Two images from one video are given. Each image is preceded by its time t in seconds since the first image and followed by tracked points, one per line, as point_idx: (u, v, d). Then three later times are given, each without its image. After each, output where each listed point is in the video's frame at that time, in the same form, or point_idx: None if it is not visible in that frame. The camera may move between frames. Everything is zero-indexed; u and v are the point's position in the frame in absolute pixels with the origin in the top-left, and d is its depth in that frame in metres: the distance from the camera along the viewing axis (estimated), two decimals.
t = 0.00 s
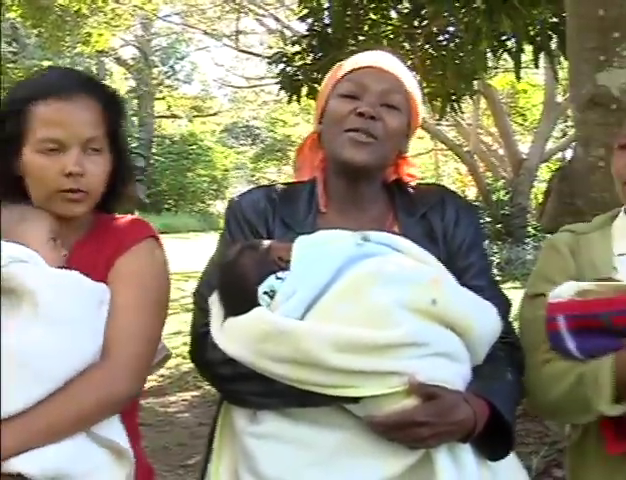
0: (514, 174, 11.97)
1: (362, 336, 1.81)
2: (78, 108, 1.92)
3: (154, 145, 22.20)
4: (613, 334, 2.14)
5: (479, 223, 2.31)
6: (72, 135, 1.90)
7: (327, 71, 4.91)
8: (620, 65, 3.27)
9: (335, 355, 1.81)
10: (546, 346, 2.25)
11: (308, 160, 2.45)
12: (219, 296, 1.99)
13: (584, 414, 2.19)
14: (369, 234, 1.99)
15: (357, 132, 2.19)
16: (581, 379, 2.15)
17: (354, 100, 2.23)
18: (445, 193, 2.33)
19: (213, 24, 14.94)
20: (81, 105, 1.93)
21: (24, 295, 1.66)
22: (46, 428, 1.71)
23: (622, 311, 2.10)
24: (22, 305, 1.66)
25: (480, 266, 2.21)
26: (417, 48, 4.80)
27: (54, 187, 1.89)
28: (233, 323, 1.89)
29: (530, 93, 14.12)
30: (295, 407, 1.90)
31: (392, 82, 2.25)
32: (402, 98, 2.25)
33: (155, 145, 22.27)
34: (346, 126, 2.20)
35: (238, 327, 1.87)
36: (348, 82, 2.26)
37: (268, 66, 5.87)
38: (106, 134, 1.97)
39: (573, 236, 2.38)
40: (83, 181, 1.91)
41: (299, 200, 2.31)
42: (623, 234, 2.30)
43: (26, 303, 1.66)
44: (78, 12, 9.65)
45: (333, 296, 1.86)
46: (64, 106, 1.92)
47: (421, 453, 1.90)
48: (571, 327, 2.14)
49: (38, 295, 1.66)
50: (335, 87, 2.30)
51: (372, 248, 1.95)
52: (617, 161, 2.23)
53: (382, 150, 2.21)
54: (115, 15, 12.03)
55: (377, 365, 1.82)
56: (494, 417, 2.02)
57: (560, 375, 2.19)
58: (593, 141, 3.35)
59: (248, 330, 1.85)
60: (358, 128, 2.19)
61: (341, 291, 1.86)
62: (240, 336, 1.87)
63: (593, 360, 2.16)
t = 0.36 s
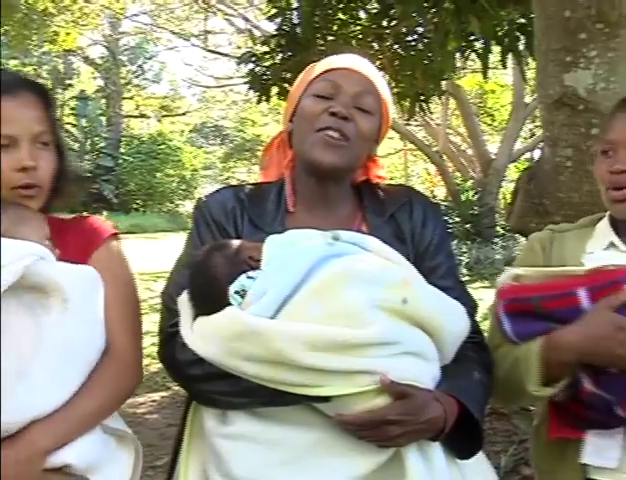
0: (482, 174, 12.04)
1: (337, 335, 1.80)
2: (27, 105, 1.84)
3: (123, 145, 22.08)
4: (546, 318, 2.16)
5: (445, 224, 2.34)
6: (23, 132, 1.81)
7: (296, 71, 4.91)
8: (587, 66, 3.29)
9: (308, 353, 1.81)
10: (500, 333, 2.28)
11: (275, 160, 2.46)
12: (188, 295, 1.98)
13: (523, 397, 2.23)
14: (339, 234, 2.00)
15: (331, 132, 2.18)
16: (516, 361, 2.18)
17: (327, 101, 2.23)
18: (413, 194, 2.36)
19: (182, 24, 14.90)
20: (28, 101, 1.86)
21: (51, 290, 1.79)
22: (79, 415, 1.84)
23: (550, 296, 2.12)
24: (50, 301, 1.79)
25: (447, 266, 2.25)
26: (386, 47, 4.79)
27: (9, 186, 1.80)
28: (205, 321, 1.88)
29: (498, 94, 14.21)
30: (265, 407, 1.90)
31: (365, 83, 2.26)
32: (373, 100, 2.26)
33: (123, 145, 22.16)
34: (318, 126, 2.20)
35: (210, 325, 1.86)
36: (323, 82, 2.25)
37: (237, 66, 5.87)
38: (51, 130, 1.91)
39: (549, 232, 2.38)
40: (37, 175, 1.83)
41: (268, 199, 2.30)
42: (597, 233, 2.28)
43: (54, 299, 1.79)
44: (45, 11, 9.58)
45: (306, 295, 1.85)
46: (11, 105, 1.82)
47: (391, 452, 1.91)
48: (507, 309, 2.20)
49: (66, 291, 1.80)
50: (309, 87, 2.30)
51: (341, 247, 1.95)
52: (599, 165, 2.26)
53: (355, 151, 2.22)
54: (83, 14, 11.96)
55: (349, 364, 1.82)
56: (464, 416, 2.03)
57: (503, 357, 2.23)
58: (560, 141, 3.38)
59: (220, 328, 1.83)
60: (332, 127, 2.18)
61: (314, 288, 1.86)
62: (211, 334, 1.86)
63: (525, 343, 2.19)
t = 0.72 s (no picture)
0: (447, 174, 12.10)
1: (303, 331, 1.81)
2: None
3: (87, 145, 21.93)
4: (492, 313, 2.20)
5: (411, 225, 2.35)
6: None
7: (262, 71, 4.90)
8: (550, 67, 3.32)
9: (274, 350, 1.81)
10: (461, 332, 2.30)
11: (243, 159, 2.44)
12: (154, 295, 1.98)
13: (476, 392, 2.28)
14: (306, 232, 2.00)
15: (299, 134, 2.20)
16: (465, 355, 2.25)
17: (298, 103, 2.23)
18: (379, 196, 2.37)
19: (146, 23, 14.82)
20: None
21: (58, 294, 1.87)
22: (79, 415, 1.86)
23: (493, 292, 2.17)
24: (58, 304, 1.87)
25: (414, 267, 2.27)
26: (352, 48, 4.76)
27: None
28: (171, 319, 1.87)
29: (462, 94, 14.28)
30: (232, 405, 1.90)
31: (335, 86, 2.27)
32: (344, 103, 2.27)
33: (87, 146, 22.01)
34: (289, 127, 2.21)
35: (176, 323, 1.85)
36: (295, 84, 2.26)
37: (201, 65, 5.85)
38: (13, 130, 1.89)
39: (518, 232, 2.40)
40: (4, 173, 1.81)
41: (235, 200, 2.30)
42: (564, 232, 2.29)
43: (60, 302, 1.87)
44: (7, 9, 9.48)
45: (272, 292, 1.85)
46: None
47: (358, 450, 1.92)
48: (455, 304, 2.24)
49: (72, 294, 1.88)
50: (279, 88, 2.30)
51: (308, 245, 1.96)
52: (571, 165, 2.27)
53: (323, 154, 2.23)
54: (45, 13, 11.85)
55: (315, 361, 1.82)
56: (429, 414, 2.04)
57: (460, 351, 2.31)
58: (525, 142, 3.42)
59: (186, 326, 1.83)
60: (301, 129, 2.20)
61: (280, 286, 1.86)
62: (177, 332, 1.85)
63: (473, 338, 2.24)
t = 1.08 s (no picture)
0: (407, 175, 12.15)
1: (258, 332, 1.80)
2: None
3: (46, 145, 21.73)
4: (469, 317, 2.13)
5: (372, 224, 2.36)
6: None
7: (221, 70, 4.88)
8: (508, 68, 3.35)
9: (230, 351, 1.80)
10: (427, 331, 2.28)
11: (206, 161, 2.42)
12: (112, 294, 1.97)
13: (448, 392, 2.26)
14: (263, 233, 1.99)
15: (255, 136, 2.19)
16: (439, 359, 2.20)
17: (251, 104, 2.23)
18: (341, 196, 2.37)
19: (105, 22, 14.73)
20: None
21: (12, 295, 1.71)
22: (22, 425, 1.84)
23: (472, 296, 2.09)
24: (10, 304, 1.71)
25: (376, 267, 2.27)
26: (312, 47, 4.83)
27: None
28: (128, 321, 1.86)
29: (423, 95, 14.35)
30: (188, 406, 1.89)
31: (290, 86, 2.26)
32: (300, 103, 2.26)
33: (46, 145, 21.81)
34: (244, 129, 2.20)
35: (133, 324, 1.85)
36: (249, 85, 2.25)
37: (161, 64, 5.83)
38: None
39: (471, 231, 2.37)
40: None
41: (196, 200, 2.29)
42: (516, 231, 2.27)
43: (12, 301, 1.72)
44: None
45: (228, 293, 1.85)
46: None
47: (315, 451, 1.93)
48: (430, 310, 2.15)
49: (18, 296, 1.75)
50: (234, 89, 2.29)
51: (265, 246, 1.95)
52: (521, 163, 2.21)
53: (280, 154, 2.22)
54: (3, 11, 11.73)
55: (271, 362, 1.82)
56: (387, 414, 2.06)
57: (426, 355, 2.26)
58: (484, 142, 3.44)
59: (142, 327, 1.83)
60: (256, 131, 2.19)
61: (237, 287, 1.85)
62: (133, 333, 1.85)
63: (449, 342, 2.17)
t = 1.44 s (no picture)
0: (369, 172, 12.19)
1: (215, 332, 1.80)
2: None
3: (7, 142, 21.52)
4: (467, 329, 2.12)
5: (331, 221, 2.37)
6: None
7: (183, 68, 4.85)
8: (469, 66, 3.36)
9: (186, 351, 1.80)
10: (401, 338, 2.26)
11: (162, 161, 2.42)
12: (68, 295, 1.94)
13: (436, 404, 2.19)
14: (220, 232, 1.99)
15: (213, 127, 2.20)
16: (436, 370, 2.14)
17: (204, 97, 2.24)
18: (299, 192, 2.37)
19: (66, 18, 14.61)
20: None
21: None
22: None
23: (473, 307, 2.09)
24: None
25: (333, 263, 2.28)
26: (274, 44, 4.83)
27: None
28: (84, 321, 1.85)
29: (385, 92, 14.40)
30: (144, 406, 1.88)
31: (242, 78, 2.27)
32: (253, 94, 2.27)
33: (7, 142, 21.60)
34: (199, 122, 2.21)
35: (89, 325, 1.83)
36: (201, 79, 2.26)
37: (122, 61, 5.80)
38: None
39: (423, 229, 2.37)
40: None
41: (153, 199, 2.27)
42: (468, 228, 2.33)
43: None
44: None
45: (185, 292, 1.84)
46: None
47: (273, 450, 1.93)
48: (424, 321, 2.14)
49: None
50: (187, 83, 2.29)
51: (222, 245, 1.94)
52: (468, 155, 2.34)
53: (237, 146, 2.23)
54: None
55: (229, 361, 1.82)
56: (345, 413, 2.07)
57: (414, 368, 2.19)
58: (446, 139, 3.44)
59: (97, 327, 1.82)
60: (213, 122, 2.20)
61: (193, 286, 1.84)
62: (89, 333, 1.84)
63: (445, 354, 2.15)
